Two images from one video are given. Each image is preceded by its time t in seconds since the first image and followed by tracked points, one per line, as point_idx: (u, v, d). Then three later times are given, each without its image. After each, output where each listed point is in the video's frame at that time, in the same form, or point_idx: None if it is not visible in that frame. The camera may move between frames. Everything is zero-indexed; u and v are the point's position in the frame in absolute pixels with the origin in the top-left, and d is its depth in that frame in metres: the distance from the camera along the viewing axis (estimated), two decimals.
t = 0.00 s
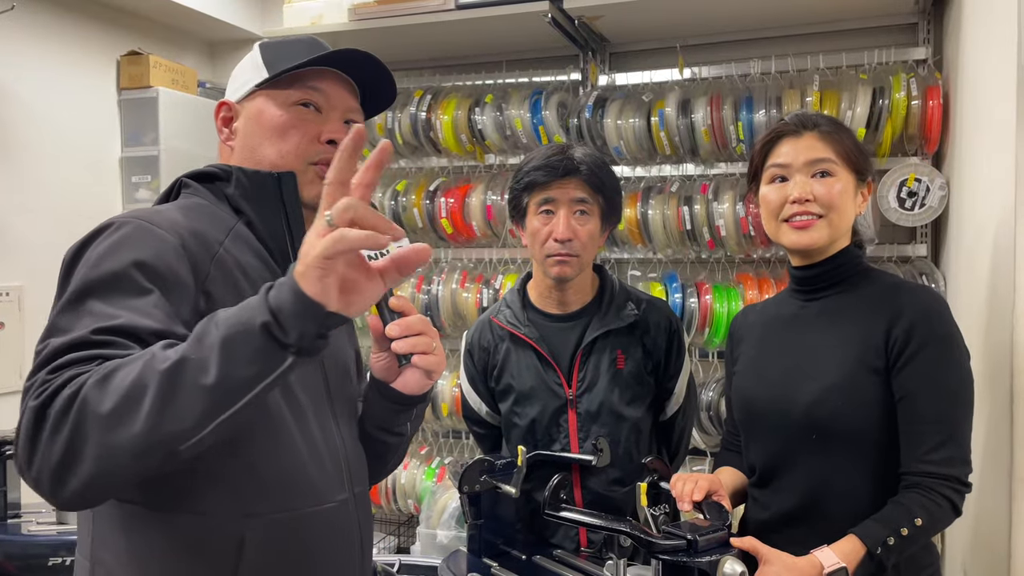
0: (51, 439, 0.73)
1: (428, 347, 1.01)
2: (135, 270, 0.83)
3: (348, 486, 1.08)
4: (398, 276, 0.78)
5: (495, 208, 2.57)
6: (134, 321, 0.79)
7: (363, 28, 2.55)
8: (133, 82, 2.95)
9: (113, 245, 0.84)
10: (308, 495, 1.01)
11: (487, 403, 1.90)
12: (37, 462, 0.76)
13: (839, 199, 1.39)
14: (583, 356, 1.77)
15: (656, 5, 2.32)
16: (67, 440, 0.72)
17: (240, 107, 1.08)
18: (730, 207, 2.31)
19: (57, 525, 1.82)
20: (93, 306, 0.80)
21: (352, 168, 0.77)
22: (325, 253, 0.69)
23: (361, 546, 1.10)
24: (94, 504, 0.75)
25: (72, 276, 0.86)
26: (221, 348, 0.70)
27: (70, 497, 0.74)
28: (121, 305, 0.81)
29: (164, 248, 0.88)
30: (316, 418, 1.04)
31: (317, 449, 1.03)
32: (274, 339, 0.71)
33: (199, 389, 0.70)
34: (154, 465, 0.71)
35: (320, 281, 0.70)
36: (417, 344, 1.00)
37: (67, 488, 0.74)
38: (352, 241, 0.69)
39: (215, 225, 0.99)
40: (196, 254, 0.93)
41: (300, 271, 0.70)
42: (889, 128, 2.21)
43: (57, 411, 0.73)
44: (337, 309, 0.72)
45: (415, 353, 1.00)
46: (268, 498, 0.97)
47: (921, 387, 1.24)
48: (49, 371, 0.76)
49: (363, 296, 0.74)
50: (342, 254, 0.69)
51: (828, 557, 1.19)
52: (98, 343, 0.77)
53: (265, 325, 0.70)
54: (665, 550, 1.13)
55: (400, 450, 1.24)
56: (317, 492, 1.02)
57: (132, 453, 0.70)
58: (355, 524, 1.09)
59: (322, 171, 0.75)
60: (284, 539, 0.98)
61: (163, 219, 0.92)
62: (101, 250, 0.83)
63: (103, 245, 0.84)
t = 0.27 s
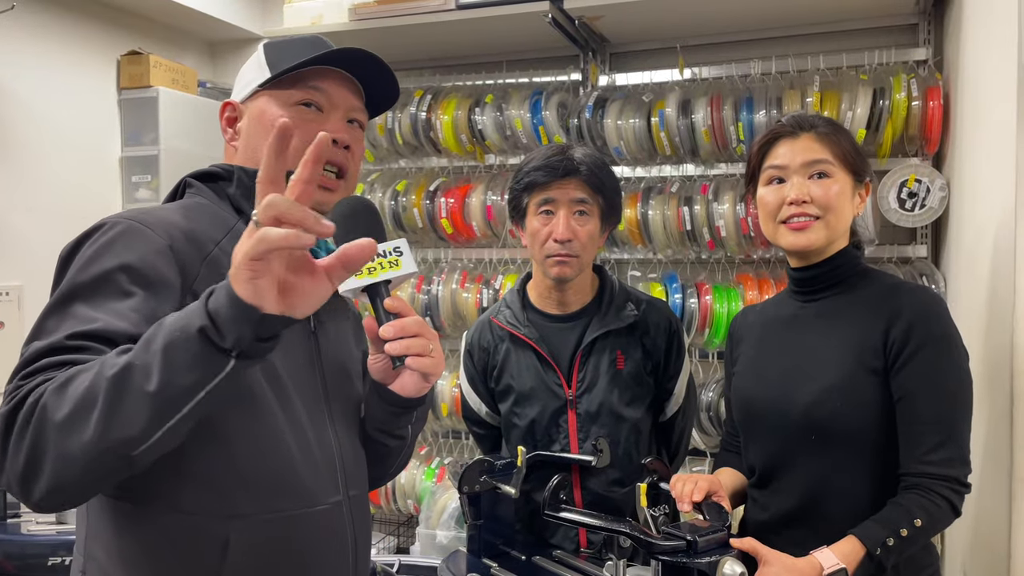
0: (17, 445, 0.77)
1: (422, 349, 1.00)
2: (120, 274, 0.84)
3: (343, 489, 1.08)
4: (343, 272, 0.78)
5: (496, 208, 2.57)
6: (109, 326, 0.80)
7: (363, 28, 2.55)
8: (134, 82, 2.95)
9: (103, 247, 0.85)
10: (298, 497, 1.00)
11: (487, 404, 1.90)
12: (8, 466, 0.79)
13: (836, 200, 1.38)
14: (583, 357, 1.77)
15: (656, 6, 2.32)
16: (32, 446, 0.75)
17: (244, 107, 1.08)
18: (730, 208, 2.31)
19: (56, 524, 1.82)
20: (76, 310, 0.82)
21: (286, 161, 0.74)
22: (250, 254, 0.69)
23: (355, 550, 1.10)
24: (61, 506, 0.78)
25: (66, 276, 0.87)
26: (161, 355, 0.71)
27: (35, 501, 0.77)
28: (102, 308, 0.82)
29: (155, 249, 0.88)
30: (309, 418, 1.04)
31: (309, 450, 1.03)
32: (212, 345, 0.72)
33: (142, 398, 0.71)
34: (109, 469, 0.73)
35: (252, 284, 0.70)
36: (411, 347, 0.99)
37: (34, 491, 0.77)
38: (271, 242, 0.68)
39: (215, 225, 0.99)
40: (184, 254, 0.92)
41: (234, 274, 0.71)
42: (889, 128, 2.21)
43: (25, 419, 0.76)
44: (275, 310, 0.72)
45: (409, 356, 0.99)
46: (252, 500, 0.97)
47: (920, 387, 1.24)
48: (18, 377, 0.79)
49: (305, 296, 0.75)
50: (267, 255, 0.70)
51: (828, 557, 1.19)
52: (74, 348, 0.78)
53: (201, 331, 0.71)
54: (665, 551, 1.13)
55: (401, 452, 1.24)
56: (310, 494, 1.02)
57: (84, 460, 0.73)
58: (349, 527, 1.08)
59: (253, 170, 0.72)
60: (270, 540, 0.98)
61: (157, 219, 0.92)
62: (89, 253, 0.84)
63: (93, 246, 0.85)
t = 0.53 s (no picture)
0: (24, 451, 0.76)
1: (423, 351, 1.01)
2: (123, 276, 0.84)
3: (343, 490, 1.08)
4: (357, 293, 0.77)
5: (496, 208, 2.58)
6: (113, 329, 0.81)
7: (365, 28, 2.55)
8: (135, 82, 2.95)
9: (106, 248, 0.85)
10: (299, 498, 1.01)
11: (487, 404, 1.90)
12: (14, 470, 0.78)
13: (836, 201, 1.39)
14: (583, 357, 1.77)
15: (657, 6, 2.32)
16: (39, 453, 0.75)
17: (247, 107, 1.08)
18: (731, 208, 2.31)
19: (57, 524, 1.82)
20: (80, 313, 0.82)
21: (307, 184, 0.75)
22: (271, 277, 0.69)
23: (354, 551, 1.10)
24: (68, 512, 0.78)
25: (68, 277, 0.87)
26: (176, 370, 0.71)
27: (40, 507, 0.77)
28: (107, 311, 0.83)
29: (157, 250, 0.88)
30: (310, 418, 1.04)
31: (310, 451, 1.03)
32: (228, 362, 0.72)
33: (155, 411, 0.72)
34: (118, 478, 0.74)
35: (270, 305, 0.70)
36: (412, 348, 0.99)
37: (40, 498, 0.76)
38: (293, 266, 0.68)
39: (218, 225, 0.99)
40: (185, 255, 0.92)
41: (252, 293, 0.71)
42: (890, 129, 2.21)
43: (31, 425, 0.76)
44: (290, 329, 0.72)
45: (410, 357, 0.99)
46: (252, 500, 0.97)
47: (921, 388, 1.24)
48: (25, 383, 0.79)
49: (320, 316, 0.74)
50: (287, 278, 0.70)
51: (829, 558, 1.20)
52: (77, 351, 0.79)
53: (218, 347, 0.72)
54: (666, 551, 1.13)
55: (402, 453, 1.25)
56: (312, 495, 1.02)
57: (94, 469, 0.73)
58: (349, 527, 1.08)
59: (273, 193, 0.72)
60: (270, 540, 0.98)
61: (159, 219, 0.92)
62: (92, 254, 0.85)
63: (96, 248, 0.85)
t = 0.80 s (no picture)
0: (50, 454, 0.75)
1: (431, 350, 1.01)
2: (137, 277, 0.84)
3: (349, 489, 1.08)
4: (392, 296, 0.78)
5: (497, 208, 2.58)
6: (132, 330, 0.80)
7: (366, 28, 2.55)
8: (136, 81, 2.95)
9: (118, 248, 0.84)
10: (307, 498, 1.00)
11: (488, 404, 1.90)
12: (36, 473, 0.77)
13: (840, 202, 1.39)
14: (584, 358, 1.77)
15: (658, 7, 2.32)
16: (65, 455, 0.74)
17: (248, 105, 1.08)
18: (732, 208, 2.31)
19: (58, 522, 1.82)
20: (96, 315, 0.82)
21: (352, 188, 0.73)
22: (319, 281, 0.69)
23: (361, 550, 1.10)
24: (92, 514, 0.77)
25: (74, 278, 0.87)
26: (216, 371, 0.72)
27: (67, 510, 0.76)
28: (121, 312, 0.82)
29: (169, 250, 0.88)
30: (317, 419, 1.04)
31: (318, 451, 1.03)
32: (270, 364, 0.73)
33: (194, 412, 0.72)
34: (152, 478, 0.73)
35: (314, 307, 0.71)
36: (420, 347, 1.00)
37: (66, 501, 0.75)
38: (342, 271, 0.68)
39: (220, 224, 0.98)
40: (198, 255, 0.92)
41: (296, 295, 0.71)
42: (891, 130, 2.21)
43: (58, 427, 0.74)
44: (330, 331, 0.73)
45: (419, 357, 1.00)
46: (266, 500, 0.97)
47: (924, 389, 1.24)
48: (48, 385, 0.77)
49: (358, 318, 0.75)
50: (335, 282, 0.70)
51: (830, 559, 1.20)
52: (95, 352, 0.78)
53: (260, 349, 0.72)
54: (667, 551, 1.13)
55: (403, 451, 1.25)
56: (319, 495, 1.02)
57: (129, 470, 0.72)
58: (356, 526, 1.09)
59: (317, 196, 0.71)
60: (283, 540, 0.98)
61: (166, 219, 0.92)
62: (105, 254, 0.84)
63: (108, 248, 0.85)
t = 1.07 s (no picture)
0: (76, 454, 0.73)
1: (436, 349, 1.01)
2: (148, 277, 0.83)
3: (355, 487, 1.08)
4: (421, 301, 0.80)
5: (498, 209, 2.58)
6: (150, 331, 0.79)
7: (367, 28, 2.55)
8: (137, 81, 2.96)
9: (127, 248, 0.84)
10: (316, 497, 1.01)
11: (488, 404, 1.90)
12: (59, 474, 0.75)
13: (840, 204, 1.39)
14: (584, 358, 1.77)
15: (659, 7, 2.32)
16: (91, 457, 0.73)
17: (247, 106, 1.08)
18: (733, 209, 2.31)
19: (58, 522, 1.82)
20: (109, 314, 0.80)
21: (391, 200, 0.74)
22: (365, 286, 0.70)
23: (368, 547, 1.11)
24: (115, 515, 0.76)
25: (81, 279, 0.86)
26: (253, 373, 0.70)
27: (90, 511, 0.74)
28: (135, 312, 0.81)
29: (178, 250, 0.87)
30: (323, 418, 1.04)
31: (325, 450, 1.03)
32: (307, 367, 0.72)
33: (230, 414, 0.70)
34: (182, 480, 0.72)
35: (356, 312, 0.71)
36: (425, 347, 1.00)
37: (91, 502, 0.74)
38: (395, 276, 0.70)
39: (223, 224, 0.98)
40: (207, 255, 0.92)
41: (337, 301, 0.71)
42: (892, 131, 2.21)
43: (83, 428, 0.73)
44: (368, 337, 0.73)
45: (425, 356, 1.00)
46: (278, 499, 0.97)
47: (926, 390, 1.24)
48: (69, 385, 0.75)
49: (390, 323, 0.75)
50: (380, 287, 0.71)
51: (831, 560, 1.20)
52: (114, 352, 0.77)
53: (300, 353, 0.71)
54: (669, 552, 1.13)
55: (404, 450, 1.25)
56: (326, 494, 1.02)
57: (158, 473, 0.71)
58: (362, 525, 1.09)
59: (361, 203, 0.72)
60: (295, 540, 0.98)
61: (174, 219, 0.92)
62: (114, 255, 0.83)
63: (117, 247, 0.84)
